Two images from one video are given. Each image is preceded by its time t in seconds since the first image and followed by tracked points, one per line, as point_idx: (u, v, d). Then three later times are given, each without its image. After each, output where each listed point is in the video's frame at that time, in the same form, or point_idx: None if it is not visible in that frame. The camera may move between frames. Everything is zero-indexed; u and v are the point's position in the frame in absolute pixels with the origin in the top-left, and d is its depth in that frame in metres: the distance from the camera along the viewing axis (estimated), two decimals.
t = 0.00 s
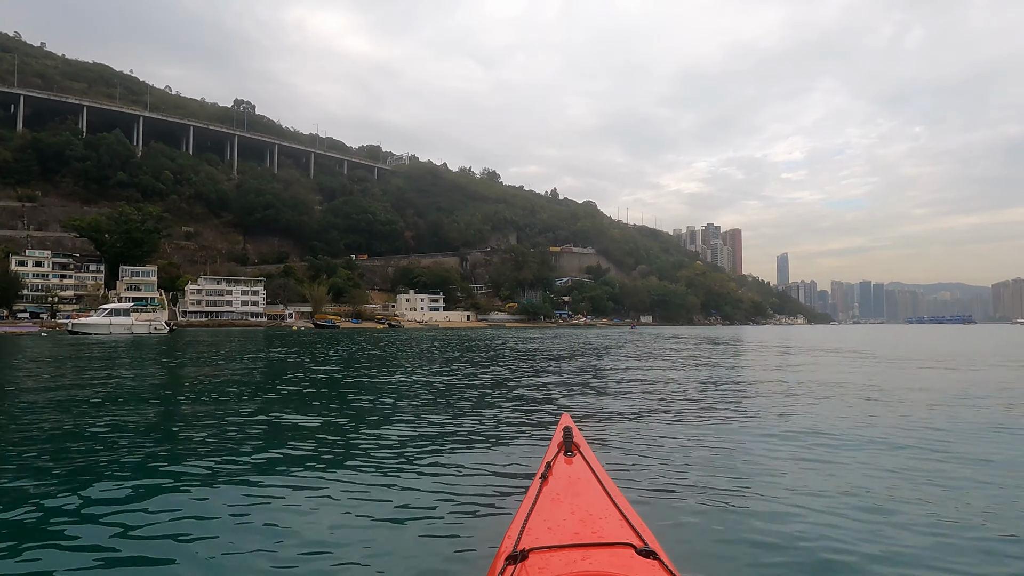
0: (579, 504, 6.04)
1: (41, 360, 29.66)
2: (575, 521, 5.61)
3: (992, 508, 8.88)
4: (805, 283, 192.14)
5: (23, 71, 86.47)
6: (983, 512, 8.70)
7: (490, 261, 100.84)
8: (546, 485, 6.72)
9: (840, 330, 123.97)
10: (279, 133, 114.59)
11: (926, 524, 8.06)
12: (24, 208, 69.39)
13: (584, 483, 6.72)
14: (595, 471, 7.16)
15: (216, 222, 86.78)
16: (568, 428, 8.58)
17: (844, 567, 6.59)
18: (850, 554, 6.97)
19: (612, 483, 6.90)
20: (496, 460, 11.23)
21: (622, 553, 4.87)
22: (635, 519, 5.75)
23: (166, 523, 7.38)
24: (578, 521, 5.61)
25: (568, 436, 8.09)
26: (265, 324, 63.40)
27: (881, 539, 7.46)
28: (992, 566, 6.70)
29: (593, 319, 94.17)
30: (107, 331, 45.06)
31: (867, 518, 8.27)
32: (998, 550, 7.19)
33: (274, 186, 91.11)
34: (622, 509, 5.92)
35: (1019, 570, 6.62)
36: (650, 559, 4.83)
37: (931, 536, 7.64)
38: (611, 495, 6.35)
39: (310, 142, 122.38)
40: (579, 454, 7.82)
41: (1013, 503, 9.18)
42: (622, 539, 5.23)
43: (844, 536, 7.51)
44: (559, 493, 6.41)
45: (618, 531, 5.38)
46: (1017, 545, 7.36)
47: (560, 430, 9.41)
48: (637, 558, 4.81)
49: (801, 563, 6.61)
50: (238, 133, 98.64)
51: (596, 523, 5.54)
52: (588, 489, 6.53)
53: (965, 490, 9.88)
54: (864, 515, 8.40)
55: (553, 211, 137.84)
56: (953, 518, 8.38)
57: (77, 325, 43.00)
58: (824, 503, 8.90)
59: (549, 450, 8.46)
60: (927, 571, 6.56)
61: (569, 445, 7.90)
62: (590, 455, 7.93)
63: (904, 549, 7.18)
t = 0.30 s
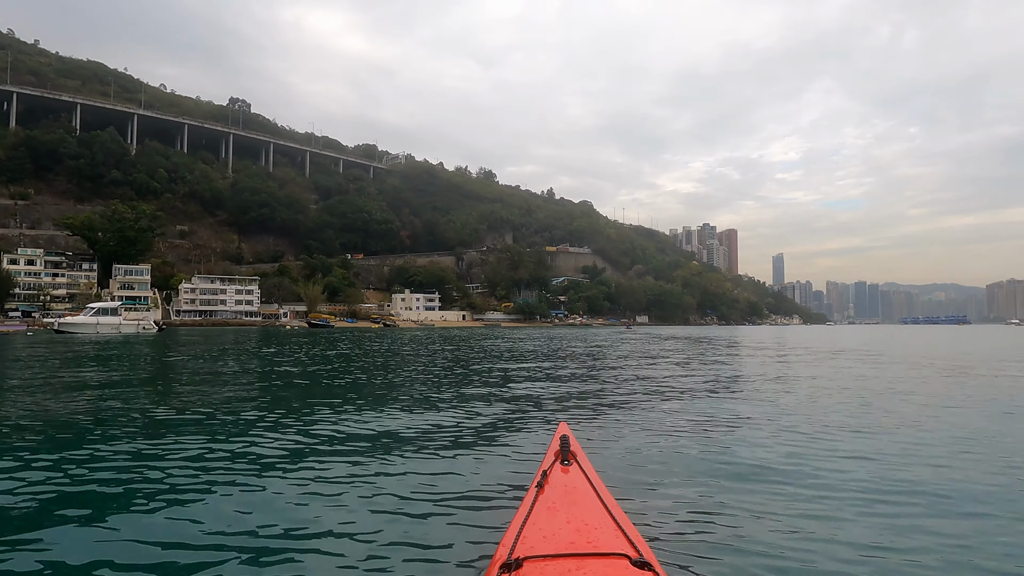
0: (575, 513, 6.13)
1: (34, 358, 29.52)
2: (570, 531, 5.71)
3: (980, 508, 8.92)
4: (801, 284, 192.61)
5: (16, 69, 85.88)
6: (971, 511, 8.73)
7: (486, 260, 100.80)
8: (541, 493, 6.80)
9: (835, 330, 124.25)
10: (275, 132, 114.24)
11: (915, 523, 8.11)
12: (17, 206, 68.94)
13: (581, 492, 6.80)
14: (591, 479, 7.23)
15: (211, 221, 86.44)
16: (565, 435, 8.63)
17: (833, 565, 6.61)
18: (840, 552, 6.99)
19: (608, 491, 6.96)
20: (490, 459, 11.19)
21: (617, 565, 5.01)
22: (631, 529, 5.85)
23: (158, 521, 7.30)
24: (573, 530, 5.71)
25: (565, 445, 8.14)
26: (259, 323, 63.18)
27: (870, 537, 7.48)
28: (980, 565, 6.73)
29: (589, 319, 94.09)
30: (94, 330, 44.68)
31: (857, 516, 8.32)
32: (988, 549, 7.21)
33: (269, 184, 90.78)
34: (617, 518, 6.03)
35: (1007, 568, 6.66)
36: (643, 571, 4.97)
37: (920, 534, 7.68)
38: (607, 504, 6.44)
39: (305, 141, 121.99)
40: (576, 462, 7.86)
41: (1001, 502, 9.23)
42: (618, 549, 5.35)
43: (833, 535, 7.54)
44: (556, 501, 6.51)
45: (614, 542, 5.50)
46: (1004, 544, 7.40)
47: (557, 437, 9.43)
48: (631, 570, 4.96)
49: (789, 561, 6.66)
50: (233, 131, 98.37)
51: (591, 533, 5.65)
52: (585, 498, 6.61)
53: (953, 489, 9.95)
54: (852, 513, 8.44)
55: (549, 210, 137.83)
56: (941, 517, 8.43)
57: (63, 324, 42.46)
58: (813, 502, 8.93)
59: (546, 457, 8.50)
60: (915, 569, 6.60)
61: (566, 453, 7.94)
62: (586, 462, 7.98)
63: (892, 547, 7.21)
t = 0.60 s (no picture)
0: (575, 516, 6.05)
1: (25, 358, 29.25)
2: (569, 533, 5.64)
3: (984, 509, 8.73)
4: (795, 284, 193.28)
5: (7, 66, 85.19)
6: (976, 513, 8.53)
7: (481, 260, 100.54)
8: (542, 495, 6.73)
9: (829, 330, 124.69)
10: (269, 131, 113.76)
11: (918, 525, 7.92)
12: (8, 206, 68.39)
13: (582, 494, 6.73)
14: (593, 482, 7.15)
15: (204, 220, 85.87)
16: (568, 438, 8.55)
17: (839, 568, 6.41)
18: (843, 553, 6.82)
19: (610, 495, 6.88)
20: (490, 460, 11.01)
21: (615, 569, 4.89)
22: (631, 534, 5.73)
23: (151, 524, 7.12)
24: (573, 533, 5.64)
25: (569, 447, 8.07)
26: (253, 322, 62.90)
27: (874, 539, 7.32)
28: (986, 568, 6.55)
29: (584, 319, 94.04)
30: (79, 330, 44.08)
31: (860, 519, 8.09)
32: (992, 551, 7.05)
33: (263, 183, 90.38)
34: (617, 523, 5.93)
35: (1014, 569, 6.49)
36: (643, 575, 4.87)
37: (922, 535, 7.54)
38: (608, 508, 6.36)
39: (300, 140, 121.59)
40: (578, 465, 7.79)
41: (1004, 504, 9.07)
42: (618, 553, 5.25)
43: (835, 536, 7.36)
44: (556, 503, 6.43)
45: (613, 546, 5.40)
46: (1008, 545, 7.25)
47: (560, 442, 9.31)
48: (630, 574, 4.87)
49: (790, 563, 6.48)
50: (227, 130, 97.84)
51: (591, 537, 5.56)
52: (586, 501, 6.53)
53: (949, 488, 9.90)
54: (853, 515, 8.25)
55: (545, 210, 137.79)
56: (944, 519, 8.25)
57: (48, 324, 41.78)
58: (812, 503, 8.74)
59: (548, 460, 8.43)
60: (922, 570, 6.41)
61: (569, 456, 7.87)
62: (590, 466, 7.88)
63: (894, 547, 7.06)
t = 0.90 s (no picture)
0: (584, 510, 6.20)
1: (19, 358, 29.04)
2: (578, 527, 5.79)
3: (979, 507, 8.76)
4: (791, 283, 193.60)
5: None
6: (971, 510, 8.57)
7: (477, 259, 100.37)
8: (552, 488, 6.91)
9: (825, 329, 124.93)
10: (264, 129, 113.35)
11: (913, 521, 7.96)
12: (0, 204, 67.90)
13: (591, 489, 6.88)
14: (602, 477, 7.28)
15: (199, 219, 85.61)
16: (578, 432, 8.69)
17: (837, 563, 6.48)
18: (840, 549, 6.89)
19: (619, 489, 7.01)
20: (496, 458, 10.95)
21: (623, 563, 5.01)
22: (638, 529, 5.85)
23: (160, 523, 7.09)
24: (581, 526, 5.79)
25: (579, 441, 8.20)
26: (248, 322, 62.70)
27: (870, 536, 7.37)
28: (980, 564, 6.60)
29: (581, 318, 93.96)
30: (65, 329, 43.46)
31: (855, 515, 8.15)
32: (988, 547, 7.10)
33: (259, 182, 90.08)
34: (626, 517, 6.05)
35: (1010, 566, 6.53)
36: (649, 569, 5.00)
37: (918, 531, 7.57)
38: (616, 501, 6.50)
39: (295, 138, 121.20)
40: (588, 459, 7.94)
41: (999, 501, 9.11)
42: (624, 547, 5.38)
43: (832, 533, 7.42)
44: (565, 498, 6.58)
45: (621, 540, 5.52)
46: (1003, 541, 7.29)
47: (571, 436, 9.39)
48: (638, 568, 4.98)
49: (788, 558, 6.56)
50: (222, 129, 97.48)
51: (600, 530, 5.70)
52: (595, 495, 6.68)
53: (943, 485, 10.01)
54: (850, 510, 8.32)
55: (541, 209, 137.71)
56: (939, 516, 8.29)
57: (35, 323, 41.16)
58: (806, 500, 8.78)
59: (558, 454, 8.57)
60: (916, 567, 6.46)
61: (579, 450, 8.02)
62: (600, 461, 8.02)
63: (890, 542, 7.18)
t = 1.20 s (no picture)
0: (585, 511, 6.11)
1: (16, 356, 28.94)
2: (579, 527, 5.69)
3: (979, 507, 8.60)
4: (791, 282, 193.64)
5: None
6: (970, 511, 8.41)
7: (476, 258, 100.21)
8: (553, 489, 6.80)
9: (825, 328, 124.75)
10: (263, 129, 113.22)
11: (912, 522, 7.81)
12: None
13: (594, 489, 6.78)
14: (605, 478, 7.17)
15: (197, 219, 85.50)
16: (582, 432, 8.56)
17: (837, 563, 6.35)
18: (841, 550, 6.76)
19: (621, 490, 6.91)
20: (498, 460, 10.73)
21: (624, 565, 4.91)
22: (640, 530, 5.77)
23: (161, 525, 6.94)
24: (583, 527, 5.70)
25: (583, 441, 8.08)
26: (246, 322, 62.53)
27: (868, 536, 7.23)
28: (980, 565, 6.45)
29: (580, 317, 93.84)
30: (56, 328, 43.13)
31: (853, 515, 8.03)
32: (987, 547, 6.96)
33: (257, 181, 89.93)
34: (628, 519, 5.95)
35: (1010, 566, 6.43)
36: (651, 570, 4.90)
37: (916, 531, 7.44)
38: (618, 502, 6.41)
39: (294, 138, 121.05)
40: (592, 460, 7.82)
41: (999, 501, 8.95)
42: (625, 548, 5.28)
43: (832, 533, 7.27)
44: (567, 498, 6.49)
45: (623, 541, 5.42)
46: (1003, 543, 7.14)
47: (575, 436, 9.25)
48: (639, 569, 4.88)
49: (789, 558, 6.43)
50: (220, 128, 97.29)
51: (601, 531, 5.62)
52: (598, 496, 6.57)
53: (944, 484, 9.87)
54: (848, 509, 8.23)
55: (540, 208, 137.55)
56: (938, 516, 8.13)
57: (25, 322, 40.63)
58: (803, 500, 8.62)
59: (562, 455, 8.45)
60: (915, 568, 6.33)
61: (582, 451, 7.90)
62: (603, 462, 7.92)
63: (887, 540, 7.08)
